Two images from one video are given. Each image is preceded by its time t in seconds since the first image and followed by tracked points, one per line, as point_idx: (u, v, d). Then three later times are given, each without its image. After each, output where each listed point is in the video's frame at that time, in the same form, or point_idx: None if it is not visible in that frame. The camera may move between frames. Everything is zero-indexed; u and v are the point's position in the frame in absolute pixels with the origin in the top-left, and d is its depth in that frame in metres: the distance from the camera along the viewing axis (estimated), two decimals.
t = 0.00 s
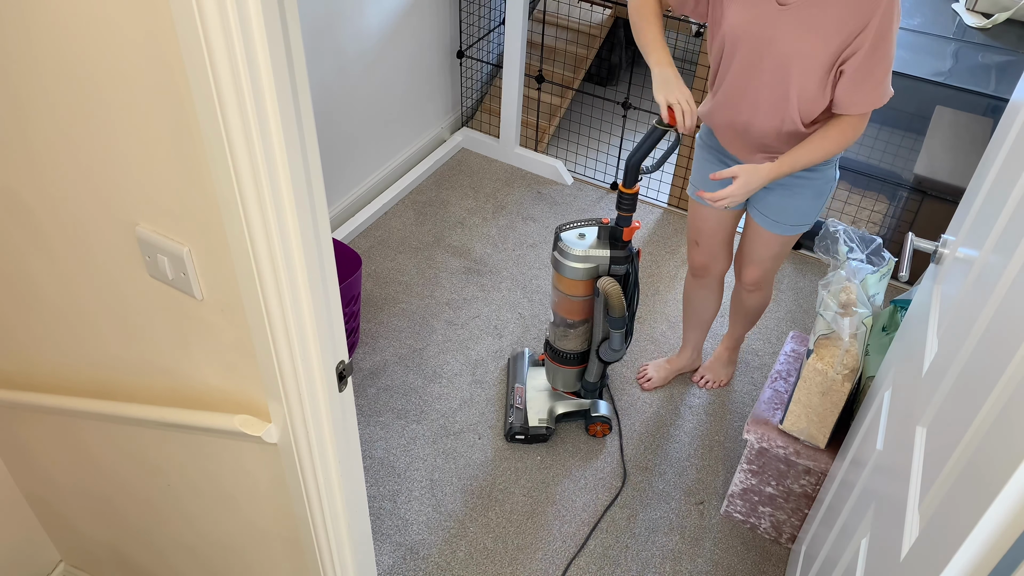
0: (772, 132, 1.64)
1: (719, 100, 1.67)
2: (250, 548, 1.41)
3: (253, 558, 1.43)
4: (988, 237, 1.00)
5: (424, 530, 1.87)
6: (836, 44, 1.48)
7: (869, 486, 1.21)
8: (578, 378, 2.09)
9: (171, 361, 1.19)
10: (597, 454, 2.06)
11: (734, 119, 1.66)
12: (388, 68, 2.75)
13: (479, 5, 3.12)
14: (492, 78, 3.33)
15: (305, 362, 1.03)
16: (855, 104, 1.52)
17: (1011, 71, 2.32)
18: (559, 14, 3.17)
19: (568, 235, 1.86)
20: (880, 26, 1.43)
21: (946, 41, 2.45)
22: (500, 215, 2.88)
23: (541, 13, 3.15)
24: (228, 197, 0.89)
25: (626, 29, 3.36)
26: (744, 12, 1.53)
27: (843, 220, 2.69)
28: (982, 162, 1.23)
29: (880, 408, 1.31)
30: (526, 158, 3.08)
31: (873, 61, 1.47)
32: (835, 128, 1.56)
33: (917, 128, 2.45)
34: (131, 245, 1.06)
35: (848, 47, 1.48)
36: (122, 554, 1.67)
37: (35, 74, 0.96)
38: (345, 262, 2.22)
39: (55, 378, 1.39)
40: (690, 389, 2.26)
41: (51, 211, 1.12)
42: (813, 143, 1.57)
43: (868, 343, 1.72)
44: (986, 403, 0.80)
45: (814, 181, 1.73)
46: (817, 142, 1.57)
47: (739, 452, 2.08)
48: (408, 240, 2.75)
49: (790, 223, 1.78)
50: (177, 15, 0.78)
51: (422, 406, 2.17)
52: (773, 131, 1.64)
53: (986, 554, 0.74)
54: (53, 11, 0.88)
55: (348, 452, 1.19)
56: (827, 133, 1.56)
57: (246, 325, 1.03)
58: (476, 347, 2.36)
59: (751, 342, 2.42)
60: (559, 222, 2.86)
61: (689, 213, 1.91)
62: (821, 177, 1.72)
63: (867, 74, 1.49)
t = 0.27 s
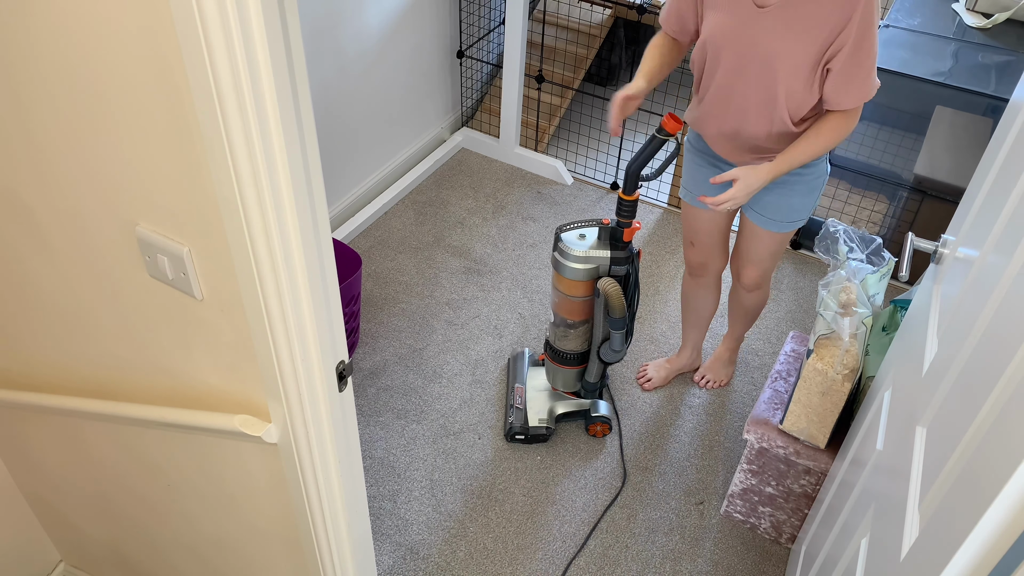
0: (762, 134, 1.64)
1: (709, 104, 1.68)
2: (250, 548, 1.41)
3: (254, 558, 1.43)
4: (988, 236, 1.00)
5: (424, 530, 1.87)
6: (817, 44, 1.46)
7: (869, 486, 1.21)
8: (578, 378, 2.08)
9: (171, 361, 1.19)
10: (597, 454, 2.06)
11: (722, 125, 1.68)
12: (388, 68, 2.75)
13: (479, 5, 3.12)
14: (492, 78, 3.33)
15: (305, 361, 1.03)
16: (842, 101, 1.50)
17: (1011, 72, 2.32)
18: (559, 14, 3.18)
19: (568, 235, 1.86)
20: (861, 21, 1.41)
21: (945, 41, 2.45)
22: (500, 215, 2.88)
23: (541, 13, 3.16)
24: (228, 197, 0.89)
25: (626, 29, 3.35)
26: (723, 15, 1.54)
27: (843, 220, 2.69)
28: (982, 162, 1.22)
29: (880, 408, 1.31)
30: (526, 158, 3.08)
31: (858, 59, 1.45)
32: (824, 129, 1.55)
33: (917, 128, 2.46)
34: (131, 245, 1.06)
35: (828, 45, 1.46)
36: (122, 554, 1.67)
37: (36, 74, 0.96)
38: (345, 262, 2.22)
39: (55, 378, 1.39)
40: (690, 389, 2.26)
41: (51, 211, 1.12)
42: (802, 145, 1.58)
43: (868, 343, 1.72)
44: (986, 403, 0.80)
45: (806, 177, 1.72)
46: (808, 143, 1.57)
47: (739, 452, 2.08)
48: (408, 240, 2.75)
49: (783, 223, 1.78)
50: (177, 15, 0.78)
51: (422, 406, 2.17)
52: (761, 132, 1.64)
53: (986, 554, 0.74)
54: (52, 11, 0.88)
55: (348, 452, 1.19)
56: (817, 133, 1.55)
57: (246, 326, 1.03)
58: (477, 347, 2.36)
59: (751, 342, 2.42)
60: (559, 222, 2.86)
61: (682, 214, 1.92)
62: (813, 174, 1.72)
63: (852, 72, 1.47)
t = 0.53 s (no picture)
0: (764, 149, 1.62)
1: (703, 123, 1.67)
2: (250, 548, 1.41)
3: (254, 558, 1.43)
4: (988, 236, 1.00)
5: (424, 530, 1.87)
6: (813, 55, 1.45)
7: (869, 486, 1.21)
8: (578, 378, 2.08)
9: (171, 360, 1.19)
10: (597, 454, 2.06)
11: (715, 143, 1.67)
12: (388, 67, 2.75)
13: (479, 5, 3.12)
14: (492, 77, 3.33)
15: (305, 362, 1.03)
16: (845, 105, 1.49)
17: (1011, 72, 2.32)
18: (559, 14, 3.18)
19: (568, 235, 1.86)
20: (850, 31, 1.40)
21: (945, 41, 2.45)
22: (500, 215, 2.88)
23: (541, 13, 3.16)
24: (228, 197, 0.89)
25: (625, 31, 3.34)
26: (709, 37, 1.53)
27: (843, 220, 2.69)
28: (982, 161, 1.22)
29: (880, 407, 1.31)
30: (525, 158, 3.08)
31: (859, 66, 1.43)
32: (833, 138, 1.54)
33: (917, 128, 2.46)
34: (131, 246, 1.06)
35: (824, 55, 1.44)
36: (122, 554, 1.67)
37: (35, 74, 0.96)
38: (345, 262, 2.22)
39: (56, 378, 1.39)
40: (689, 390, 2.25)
41: (51, 211, 1.12)
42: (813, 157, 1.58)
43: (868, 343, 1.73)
44: (986, 403, 0.80)
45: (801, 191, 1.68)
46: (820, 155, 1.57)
47: (739, 452, 2.08)
48: (408, 240, 2.75)
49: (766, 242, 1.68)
50: (177, 16, 0.78)
51: (422, 406, 2.17)
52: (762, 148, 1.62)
53: (986, 553, 0.74)
54: (51, 11, 0.88)
55: (348, 452, 1.19)
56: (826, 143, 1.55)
57: (246, 325, 1.02)
58: (477, 348, 2.36)
59: (751, 342, 2.42)
60: (559, 222, 2.86)
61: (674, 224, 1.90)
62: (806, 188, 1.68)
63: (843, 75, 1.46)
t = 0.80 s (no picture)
0: (752, 313, 1.19)
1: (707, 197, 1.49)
2: (250, 548, 1.41)
3: (253, 558, 1.43)
4: (988, 236, 1.00)
5: (424, 530, 1.87)
6: (745, 105, 0.99)
7: (869, 486, 1.21)
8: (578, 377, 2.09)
9: (171, 361, 1.19)
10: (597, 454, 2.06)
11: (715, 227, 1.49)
12: (388, 67, 2.75)
13: (479, 5, 3.12)
14: (492, 77, 3.33)
15: (305, 362, 1.03)
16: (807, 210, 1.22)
17: (1012, 71, 2.32)
18: (559, 14, 3.18)
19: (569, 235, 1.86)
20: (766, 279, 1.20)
21: (946, 41, 2.45)
22: (500, 215, 2.88)
23: (541, 13, 3.16)
24: (227, 198, 0.89)
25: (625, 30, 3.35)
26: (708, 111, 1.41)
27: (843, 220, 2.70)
28: (982, 161, 1.22)
29: (880, 407, 1.31)
30: (525, 158, 3.08)
31: (732, 116, 0.99)
32: (733, 205, 1.04)
33: (918, 128, 2.46)
34: (131, 246, 1.06)
35: (796, 102, 1.02)
36: (122, 555, 1.67)
37: (35, 74, 0.96)
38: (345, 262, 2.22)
39: (56, 378, 1.39)
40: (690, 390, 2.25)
41: (51, 211, 1.12)
42: (647, 239, 1.05)
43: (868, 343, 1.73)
44: (986, 403, 0.80)
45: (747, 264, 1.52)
46: (688, 236, 1.07)
47: (739, 453, 2.08)
48: (408, 240, 2.75)
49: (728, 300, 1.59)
50: (177, 15, 0.78)
51: (422, 406, 2.17)
52: (756, 305, 1.20)
53: (986, 553, 0.74)
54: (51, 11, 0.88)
55: (348, 453, 1.19)
56: (763, 205, 1.06)
57: (246, 325, 1.02)
58: (477, 348, 2.36)
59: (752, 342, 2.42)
60: (559, 222, 2.86)
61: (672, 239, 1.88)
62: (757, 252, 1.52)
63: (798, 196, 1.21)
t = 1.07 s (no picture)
0: (633, 328, 1.22)
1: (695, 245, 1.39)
2: (249, 548, 1.41)
3: (253, 558, 1.43)
4: (988, 236, 1.00)
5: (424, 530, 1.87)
6: (614, 115, 0.97)
7: (869, 486, 1.21)
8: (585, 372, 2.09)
9: (171, 361, 1.19)
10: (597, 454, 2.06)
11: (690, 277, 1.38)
12: (388, 67, 2.75)
13: (479, 5, 3.12)
14: (492, 77, 3.33)
15: (306, 362, 1.03)
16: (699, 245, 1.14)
17: (1011, 71, 2.32)
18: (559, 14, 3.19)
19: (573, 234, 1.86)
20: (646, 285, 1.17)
21: (945, 41, 2.45)
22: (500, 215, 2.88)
23: (541, 13, 3.17)
24: (228, 198, 0.89)
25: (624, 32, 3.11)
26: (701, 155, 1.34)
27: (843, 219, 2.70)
28: (982, 161, 1.22)
29: (880, 407, 1.31)
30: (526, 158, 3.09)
31: (598, 123, 0.97)
32: (607, 208, 1.04)
33: (918, 128, 2.48)
34: (131, 246, 1.06)
35: (677, 114, 0.97)
36: (122, 554, 1.67)
37: (35, 73, 0.96)
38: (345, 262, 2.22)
39: (56, 378, 1.39)
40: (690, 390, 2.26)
41: (51, 211, 1.12)
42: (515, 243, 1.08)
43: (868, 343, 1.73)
44: (986, 404, 0.80)
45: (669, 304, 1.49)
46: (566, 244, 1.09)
47: (738, 453, 2.08)
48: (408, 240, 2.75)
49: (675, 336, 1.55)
50: (177, 15, 0.78)
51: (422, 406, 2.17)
52: (640, 320, 1.21)
53: (986, 554, 0.74)
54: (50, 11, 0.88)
55: (348, 453, 1.19)
56: (612, 212, 1.04)
57: (246, 325, 1.03)
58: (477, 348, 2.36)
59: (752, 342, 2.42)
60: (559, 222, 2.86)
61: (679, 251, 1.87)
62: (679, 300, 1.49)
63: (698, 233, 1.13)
